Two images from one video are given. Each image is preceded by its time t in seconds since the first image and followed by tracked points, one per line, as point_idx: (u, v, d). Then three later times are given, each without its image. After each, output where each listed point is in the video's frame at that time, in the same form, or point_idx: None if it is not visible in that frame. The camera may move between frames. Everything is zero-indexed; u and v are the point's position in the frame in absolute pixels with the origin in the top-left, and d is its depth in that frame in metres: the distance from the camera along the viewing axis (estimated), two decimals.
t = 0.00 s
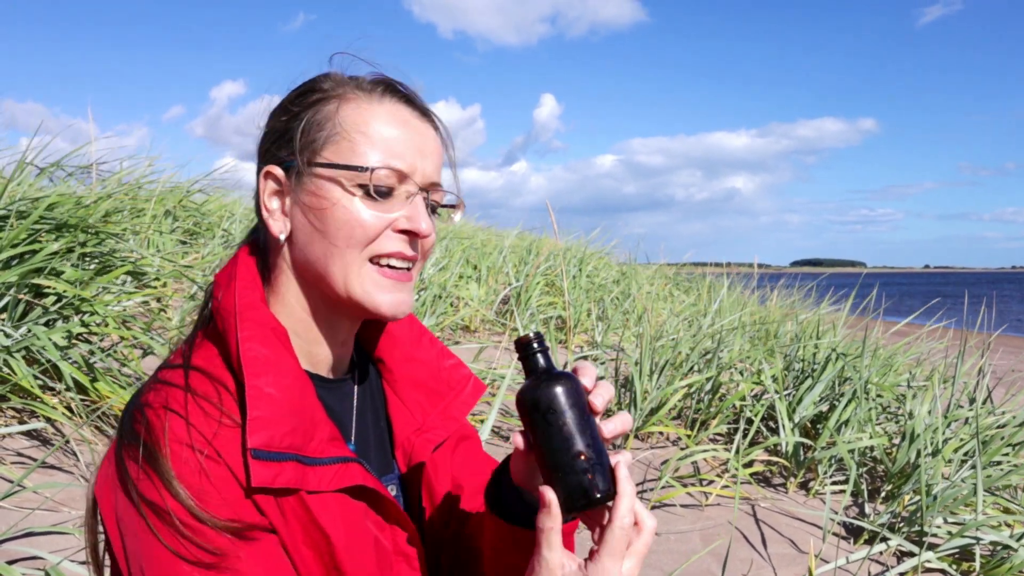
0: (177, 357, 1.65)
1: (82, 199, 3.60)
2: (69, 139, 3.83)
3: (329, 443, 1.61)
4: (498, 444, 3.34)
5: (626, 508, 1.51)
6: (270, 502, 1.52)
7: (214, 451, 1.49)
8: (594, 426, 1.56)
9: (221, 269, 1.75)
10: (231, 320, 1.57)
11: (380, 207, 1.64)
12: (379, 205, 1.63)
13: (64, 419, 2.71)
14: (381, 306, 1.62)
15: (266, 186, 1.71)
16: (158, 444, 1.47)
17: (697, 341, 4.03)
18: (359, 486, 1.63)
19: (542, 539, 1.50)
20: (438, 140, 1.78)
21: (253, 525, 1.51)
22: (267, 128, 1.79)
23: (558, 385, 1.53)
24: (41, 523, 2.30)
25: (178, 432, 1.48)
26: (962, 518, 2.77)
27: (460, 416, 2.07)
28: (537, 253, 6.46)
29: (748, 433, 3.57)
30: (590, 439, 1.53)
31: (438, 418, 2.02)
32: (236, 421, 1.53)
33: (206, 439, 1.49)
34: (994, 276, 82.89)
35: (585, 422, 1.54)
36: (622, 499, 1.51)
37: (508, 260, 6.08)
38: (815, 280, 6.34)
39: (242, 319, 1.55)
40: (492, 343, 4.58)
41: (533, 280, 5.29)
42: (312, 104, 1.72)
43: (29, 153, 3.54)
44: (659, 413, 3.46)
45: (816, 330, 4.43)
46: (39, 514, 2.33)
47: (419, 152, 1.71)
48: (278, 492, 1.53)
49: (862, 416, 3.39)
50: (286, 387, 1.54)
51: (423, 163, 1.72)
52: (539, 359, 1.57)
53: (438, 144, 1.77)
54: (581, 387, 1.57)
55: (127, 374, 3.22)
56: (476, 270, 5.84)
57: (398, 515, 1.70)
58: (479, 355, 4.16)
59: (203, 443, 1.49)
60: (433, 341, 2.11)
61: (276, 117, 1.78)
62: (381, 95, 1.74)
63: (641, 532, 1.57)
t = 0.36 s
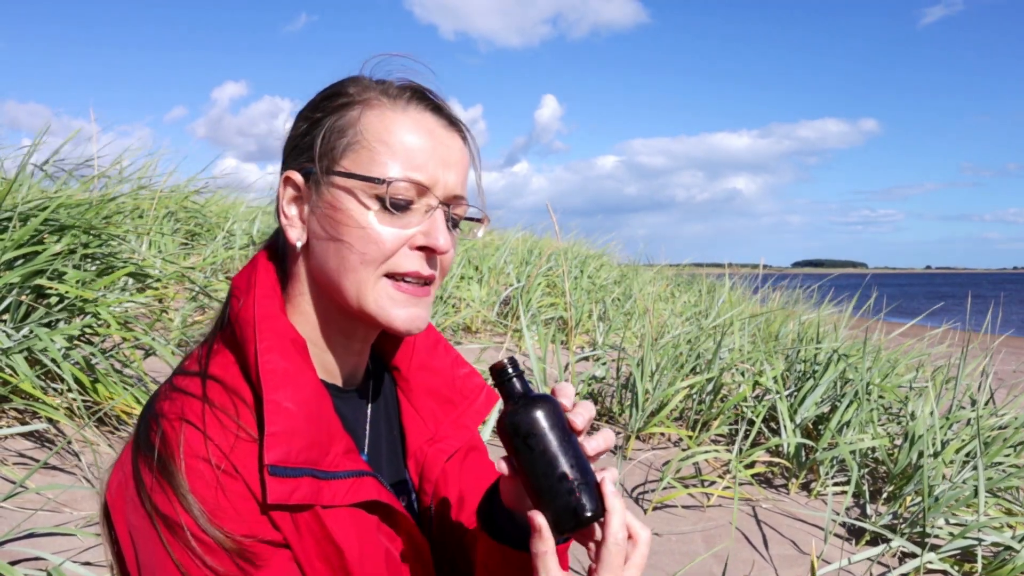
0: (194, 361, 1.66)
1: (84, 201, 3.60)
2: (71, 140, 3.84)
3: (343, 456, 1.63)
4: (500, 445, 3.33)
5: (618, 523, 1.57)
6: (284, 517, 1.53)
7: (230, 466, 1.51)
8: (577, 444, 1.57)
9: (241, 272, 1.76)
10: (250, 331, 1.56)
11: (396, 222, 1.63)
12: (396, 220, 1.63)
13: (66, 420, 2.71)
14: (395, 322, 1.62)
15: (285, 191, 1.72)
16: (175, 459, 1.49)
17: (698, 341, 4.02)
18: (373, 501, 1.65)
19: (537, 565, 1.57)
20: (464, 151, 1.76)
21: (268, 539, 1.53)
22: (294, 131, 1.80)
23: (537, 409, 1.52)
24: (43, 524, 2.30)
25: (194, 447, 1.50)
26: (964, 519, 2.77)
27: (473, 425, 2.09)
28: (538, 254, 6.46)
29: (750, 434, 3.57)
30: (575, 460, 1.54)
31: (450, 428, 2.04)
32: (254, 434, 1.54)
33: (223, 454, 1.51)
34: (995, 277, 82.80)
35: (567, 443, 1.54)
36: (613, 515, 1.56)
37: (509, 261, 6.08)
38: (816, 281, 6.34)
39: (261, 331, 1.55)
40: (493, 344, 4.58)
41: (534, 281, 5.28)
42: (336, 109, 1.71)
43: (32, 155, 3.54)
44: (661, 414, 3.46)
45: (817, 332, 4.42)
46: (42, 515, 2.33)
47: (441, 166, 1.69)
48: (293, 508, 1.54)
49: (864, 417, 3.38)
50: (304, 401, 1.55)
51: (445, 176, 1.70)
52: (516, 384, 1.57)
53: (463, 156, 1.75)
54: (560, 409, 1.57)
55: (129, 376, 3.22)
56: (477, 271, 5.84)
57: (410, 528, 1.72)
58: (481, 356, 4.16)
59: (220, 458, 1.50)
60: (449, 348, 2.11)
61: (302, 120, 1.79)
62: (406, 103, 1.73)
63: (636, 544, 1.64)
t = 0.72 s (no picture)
0: (202, 365, 1.65)
1: (86, 202, 3.60)
2: (72, 141, 3.84)
3: (351, 464, 1.64)
4: (500, 446, 3.34)
5: (623, 543, 1.57)
6: (290, 526, 1.54)
7: (237, 475, 1.51)
8: (586, 463, 1.58)
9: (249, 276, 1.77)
10: (258, 339, 1.56)
11: (407, 234, 1.64)
12: (406, 232, 1.64)
13: (68, 422, 2.71)
14: (405, 332, 1.64)
15: (293, 199, 1.71)
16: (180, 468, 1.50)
17: (700, 342, 4.02)
18: (379, 509, 1.67)
19: None
20: (475, 161, 1.76)
21: (273, 549, 1.53)
22: (303, 136, 1.79)
23: (546, 427, 1.53)
24: (45, 525, 2.31)
25: (200, 456, 1.50)
26: (964, 521, 2.77)
27: (478, 432, 2.09)
28: (538, 255, 6.46)
29: (751, 435, 3.57)
30: (584, 477, 1.55)
31: (456, 434, 2.04)
32: (260, 443, 1.54)
33: (229, 463, 1.51)
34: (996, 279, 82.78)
35: (577, 460, 1.55)
36: (619, 534, 1.57)
37: (510, 262, 6.08)
38: (817, 282, 6.35)
39: (269, 340, 1.54)
40: (494, 345, 4.58)
41: (535, 282, 5.29)
42: (346, 117, 1.71)
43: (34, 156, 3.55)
44: (662, 415, 3.46)
45: (818, 332, 4.42)
46: (43, 517, 2.34)
47: (452, 177, 1.70)
48: (299, 517, 1.55)
49: (865, 418, 3.38)
50: (311, 410, 1.55)
51: (456, 188, 1.71)
52: (526, 399, 1.58)
53: (474, 166, 1.75)
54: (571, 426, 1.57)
55: (131, 377, 3.23)
56: (478, 272, 5.84)
57: (414, 535, 1.74)
58: (481, 357, 4.16)
59: (226, 467, 1.50)
60: (455, 354, 2.12)
61: (311, 125, 1.78)
62: (417, 112, 1.72)
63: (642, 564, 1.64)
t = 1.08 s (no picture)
0: (194, 350, 1.67)
1: (86, 203, 3.61)
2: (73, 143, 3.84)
3: (337, 443, 1.64)
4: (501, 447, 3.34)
5: (629, 488, 1.49)
6: (277, 499, 1.53)
7: (223, 444, 1.50)
8: (613, 403, 1.57)
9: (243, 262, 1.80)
10: (242, 320, 1.58)
11: (384, 265, 1.64)
12: (382, 264, 1.64)
13: (67, 422, 2.71)
14: (370, 354, 1.69)
15: (289, 194, 1.73)
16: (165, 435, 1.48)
17: (700, 342, 4.02)
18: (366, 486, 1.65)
19: (541, 506, 1.53)
20: (473, 199, 1.71)
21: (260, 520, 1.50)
22: (311, 130, 1.79)
23: (582, 355, 1.54)
24: (44, 526, 2.31)
25: (185, 422, 1.48)
26: (966, 521, 2.76)
27: (469, 421, 2.06)
28: (539, 256, 6.46)
29: (752, 435, 3.57)
30: (605, 416, 1.54)
31: (445, 422, 2.03)
32: (246, 419, 1.55)
33: (215, 433, 1.50)
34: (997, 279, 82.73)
35: (603, 397, 1.55)
36: (625, 476, 1.50)
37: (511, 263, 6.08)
38: (818, 283, 6.34)
39: (254, 321, 1.57)
40: (495, 346, 4.58)
41: (536, 282, 5.29)
42: (351, 136, 1.69)
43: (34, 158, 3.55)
44: (662, 416, 3.46)
45: (819, 333, 4.42)
46: (43, 517, 2.34)
47: (441, 216, 1.67)
48: (286, 490, 1.54)
49: (865, 419, 3.38)
50: (296, 387, 1.56)
51: (442, 226, 1.68)
52: (571, 326, 1.59)
53: (469, 205, 1.71)
54: (606, 361, 1.57)
55: (131, 377, 3.23)
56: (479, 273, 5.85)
57: (403, 516, 1.73)
58: (482, 358, 4.16)
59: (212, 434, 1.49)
60: (443, 344, 2.12)
61: (321, 124, 1.78)
62: (423, 144, 1.67)
63: (646, 518, 1.55)
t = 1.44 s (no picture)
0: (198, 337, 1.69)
1: (88, 203, 3.61)
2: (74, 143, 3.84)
3: (332, 432, 1.63)
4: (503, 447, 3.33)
5: (617, 490, 1.49)
6: (269, 485, 1.52)
7: (216, 429, 1.49)
8: (609, 402, 1.57)
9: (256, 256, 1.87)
10: (240, 306, 1.59)
11: (349, 232, 1.67)
12: (347, 231, 1.67)
13: (69, 422, 2.71)
14: (339, 327, 1.69)
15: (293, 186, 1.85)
16: (158, 417, 1.48)
17: (702, 343, 4.01)
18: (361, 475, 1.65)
19: (530, 501, 1.52)
20: (446, 173, 1.71)
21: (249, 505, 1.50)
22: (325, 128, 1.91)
23: (582, 352, 1.53)
24: (46, 525, 2.31)
25: (180, 406, 1.49)
26: (968, 521, 2.75)
27: (469, 421, 2.06)
28: (541, 256, 6.46)
29: (754, 435, 3.57)
30: (598, 414, 1.53)
31: (445, 422, 2.02)
32: (240, 404, 1.54)
33: (209, 417, 1.49)
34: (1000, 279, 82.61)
35: (598, 395, 1.54)
36: (614, 478, 1.50)
37: (513, 263, 6.08)
38: (820, 283, 6.34)
39: (251, 308, 1.57)
40: (497, 345, 4.58)
41: (537, 282, 5.29)
42: (339, 117, 1.77)
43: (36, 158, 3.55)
44: (664, 416, 3.45)
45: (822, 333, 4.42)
46: (45, 517, 2.34)
47: (407, 184, 1.68)
48: (278, 476, 1.53)
49: (868, 418, 3.37)
50: (291, 374, 1.56)
51: (408, 195, 1.68)
52: (574, 322, 1.58)
53: (440, 177, 1.71)
54: (605, 360, 1.56)
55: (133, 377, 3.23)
56: (481, 272, 5.85)
57: (401, 508, 1.74)
58: (484, 357, 4.16)
59: (206, 420, 1.49)
60: (443, 344, 2.11)
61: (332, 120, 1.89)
62: (398, 119, 1.72)
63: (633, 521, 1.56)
